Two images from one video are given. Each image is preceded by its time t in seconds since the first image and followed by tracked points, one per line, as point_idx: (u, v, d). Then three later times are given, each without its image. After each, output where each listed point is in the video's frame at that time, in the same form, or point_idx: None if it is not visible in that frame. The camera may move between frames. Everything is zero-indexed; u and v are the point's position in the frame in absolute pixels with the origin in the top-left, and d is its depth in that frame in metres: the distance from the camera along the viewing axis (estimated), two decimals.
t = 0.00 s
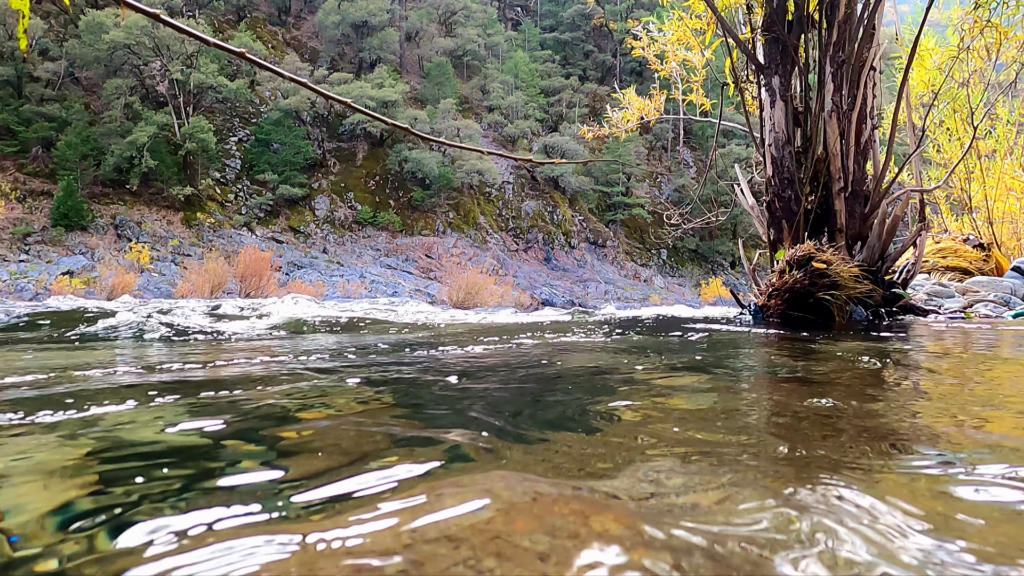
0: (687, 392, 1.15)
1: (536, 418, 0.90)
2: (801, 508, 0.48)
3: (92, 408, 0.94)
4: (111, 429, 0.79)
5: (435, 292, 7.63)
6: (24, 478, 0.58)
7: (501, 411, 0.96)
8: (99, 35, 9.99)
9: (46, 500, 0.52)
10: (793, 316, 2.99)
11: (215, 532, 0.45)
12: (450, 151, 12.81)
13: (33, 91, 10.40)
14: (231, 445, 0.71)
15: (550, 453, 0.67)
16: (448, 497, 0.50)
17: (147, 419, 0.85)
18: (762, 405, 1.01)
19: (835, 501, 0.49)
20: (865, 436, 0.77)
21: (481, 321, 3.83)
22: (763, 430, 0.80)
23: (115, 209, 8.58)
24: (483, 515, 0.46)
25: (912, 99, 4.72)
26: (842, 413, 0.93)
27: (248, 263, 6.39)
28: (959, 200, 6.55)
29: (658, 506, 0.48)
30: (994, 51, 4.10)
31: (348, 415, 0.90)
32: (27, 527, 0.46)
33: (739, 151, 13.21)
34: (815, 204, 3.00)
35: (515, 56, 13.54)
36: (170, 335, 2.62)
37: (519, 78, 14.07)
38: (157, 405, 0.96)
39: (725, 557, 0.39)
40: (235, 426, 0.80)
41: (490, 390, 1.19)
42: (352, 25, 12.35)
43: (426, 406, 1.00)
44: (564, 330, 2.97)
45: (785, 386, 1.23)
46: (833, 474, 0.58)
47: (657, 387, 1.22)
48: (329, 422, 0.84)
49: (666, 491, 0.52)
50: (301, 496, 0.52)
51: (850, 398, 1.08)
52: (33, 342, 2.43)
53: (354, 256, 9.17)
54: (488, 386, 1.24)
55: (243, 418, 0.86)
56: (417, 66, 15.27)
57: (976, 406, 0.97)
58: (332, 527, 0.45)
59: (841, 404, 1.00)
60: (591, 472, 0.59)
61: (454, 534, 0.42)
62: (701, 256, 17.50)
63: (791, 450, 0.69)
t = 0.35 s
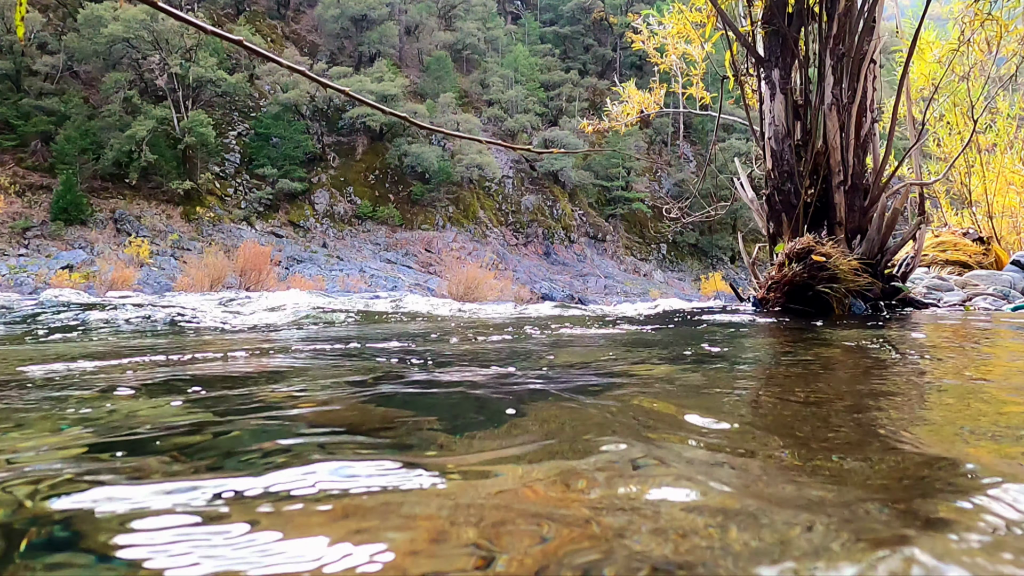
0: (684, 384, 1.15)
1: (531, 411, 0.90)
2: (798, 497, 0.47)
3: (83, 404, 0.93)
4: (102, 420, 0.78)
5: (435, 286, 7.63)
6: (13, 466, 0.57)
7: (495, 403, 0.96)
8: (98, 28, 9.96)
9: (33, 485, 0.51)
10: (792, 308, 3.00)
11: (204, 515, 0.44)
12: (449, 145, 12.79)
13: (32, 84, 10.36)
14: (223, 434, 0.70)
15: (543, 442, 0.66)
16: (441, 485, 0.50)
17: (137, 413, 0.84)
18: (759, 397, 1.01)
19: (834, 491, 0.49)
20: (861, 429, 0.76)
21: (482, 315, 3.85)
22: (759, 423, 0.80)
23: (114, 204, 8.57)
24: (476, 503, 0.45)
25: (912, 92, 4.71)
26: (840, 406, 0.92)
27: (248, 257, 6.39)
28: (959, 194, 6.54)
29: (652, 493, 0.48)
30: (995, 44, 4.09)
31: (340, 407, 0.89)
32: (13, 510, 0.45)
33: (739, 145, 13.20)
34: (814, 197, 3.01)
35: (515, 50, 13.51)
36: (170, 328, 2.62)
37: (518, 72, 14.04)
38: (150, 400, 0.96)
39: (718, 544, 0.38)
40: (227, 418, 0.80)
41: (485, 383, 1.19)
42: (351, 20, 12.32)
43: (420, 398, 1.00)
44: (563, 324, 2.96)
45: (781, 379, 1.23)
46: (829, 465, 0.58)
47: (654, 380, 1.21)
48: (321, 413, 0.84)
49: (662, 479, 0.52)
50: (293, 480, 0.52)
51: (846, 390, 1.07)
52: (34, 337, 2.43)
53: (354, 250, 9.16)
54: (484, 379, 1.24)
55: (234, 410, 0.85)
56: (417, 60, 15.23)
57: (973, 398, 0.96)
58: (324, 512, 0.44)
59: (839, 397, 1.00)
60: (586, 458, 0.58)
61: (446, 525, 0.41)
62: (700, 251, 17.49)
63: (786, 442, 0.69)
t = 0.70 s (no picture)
0: (682, 381, 1.15)
1: (528, 407, 0.89)
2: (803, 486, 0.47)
3: (81, 403, 0.93)
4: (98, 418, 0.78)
5: (436, 283, 7.63)
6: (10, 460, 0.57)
7: (493, 401, 0.96)
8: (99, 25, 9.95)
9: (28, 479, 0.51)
10: (793, 306, 2.97)
11: (200, 502, 0.44)
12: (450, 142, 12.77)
13: (33, 81, 10.35)
14: (220, 429, 0.70)
15: (541, 433, 0.66)
16: (443, 472, 0.50)
17: (135, 411, 0.84)
18: (759, 395, 1.01)
19: (839, 480, 0.48)
20: (861, 426, 0.76)
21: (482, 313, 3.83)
22: (761, 420, 0.79)
23: (115, 201, 8.56)
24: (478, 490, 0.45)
25: (913, 89, 4.69)
26: (842, 403, 0.92)
27: (249, 254, 6.39)
28: (960, 191, 6.53)
29: (654, 485, 0.47)
30: (996, 41, 4.08)
31: (339, 402, 0.90)
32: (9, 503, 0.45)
33: (740, 142, 13.20)
34: (815, 193, 3.00)
35: (516, 46, 13.47)
36: (169, 326, 2.61)
37: (520, 68, 14.01)
38: (148, 399, 0.96)
39: (723, 532, 0.38)
40: (225, 414, 0.80)
41: (483, 380, 1.18)
42: (352, 16, 12.29)
43: (419, 394, 1.00)
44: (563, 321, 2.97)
45: (780, 375, 1.23)
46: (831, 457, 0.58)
47: (652, 377, 1.21)
48: (318, 407, 0.84)
49: (665, 469, 0.51)
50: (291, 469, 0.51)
51: (847, 386, 1.07)
52: (33, 334, 2.41)
53: (354, 247, 9.15)
54: (483, 376, 1.24)
55: (231, 407, 0.85)
56: (418, 57, 15.21)
57: (973, 395, 0.96)
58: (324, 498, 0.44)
59: (842, 394, 0.99)
60: (586, 450, 0.58)
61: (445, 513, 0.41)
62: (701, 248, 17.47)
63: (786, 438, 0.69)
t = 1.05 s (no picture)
0: (688, 383, 1.14)
1: (534, 411, 0.89)
2: (809, 507, 0.47)
3: (85, 408, 0.93)
4: (106, 433, 0.78)
5: (438, 283, 7.64)
6: (17, 494, 0.56)
7: (499, 403, 0.95)
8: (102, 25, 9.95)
9: (39, 518, 0.50)
10: (796, 307, 2.95)
11: (219, 549, 0.43)
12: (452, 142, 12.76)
13: (36, 81, 10.37)
14: (228, 449, 0.70)
15: (547, 452, 0.66)
16: (454, 508, 0.49)
17: (141, 422, 0.84)
18: (768, 395, 1.00)
19: (853, 502, 0.48)
20: (872, 426, 0.76)
21: (484, 313, 3.81)
22: (766, 422, 0.79)
23: (118, 200, 8.57)
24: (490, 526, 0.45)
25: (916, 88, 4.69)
26: (851, 404, 0.92)
27: (251, 254, 6.40)
28: (963, 190, 6.53)
29: (664, 508, 0.47)
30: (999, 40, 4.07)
31: (344, 410, 0.89)
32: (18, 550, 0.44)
33: (743, 141, 13.19)
34: (818, 193, 2.98)
35: (519, 46, 13.47)
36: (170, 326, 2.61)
37: (522, 67, 14.00)
38: (157, 405, 0.95)
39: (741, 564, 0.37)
40: (234, 429, 0.79)
41: (489, 382, 1.18)
42: (355, 16, 12.28)
43: (424, 399, 0.99)
44: (566, 321, 2.95)
45: (786, 376, 1.23)
46: (840, 468, 0.58)
47: (658, 378, 1.20)
48: (326, 420, 0.83)
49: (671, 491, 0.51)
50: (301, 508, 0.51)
51: (854, 387, 1.07)
52: (33, 334, 2.40)
53: (357, 247, 9.15)
54: (489, 378, 1.23)
55: (242, 418, 0.85)
56: (420, 56, 15.21)
57: (979, 395, 0.96)
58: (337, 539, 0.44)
59: (846, 395, 0.99)
60: (594, 470, 0.58)
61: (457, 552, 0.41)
62: (704, 247, 17.46)
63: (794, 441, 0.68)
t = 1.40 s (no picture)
0: (692, 382, 1.14)
1: (539, 411, 0.89)
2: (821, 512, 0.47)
3: (94, 408, 0.93)
4: (116, 432, 0.78)
5: (441, 283, 7.64)
6: (28, 495, 0.56)
7: (503, 403, 0.95)
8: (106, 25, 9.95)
9: (53, 521, 0.50)
10: (799, 307, 2.94)
11: (234, 554, 0.43)
12: (455, 142, 12.77)
13: (40, 81, 10.40)
14: (234, 449, 0.70)
15: (553, 453, 0.66)
16: (461, 514, 0.49)
17: (150, 421, 0.84)
18: (773, 394, 1.00)
19: (863, 505, 0.48)
20: (876, 425, 0.76)
21: (487, 313, 3.80)
22: (773, 422, 0.78)
23: (122, 200, 8.59)
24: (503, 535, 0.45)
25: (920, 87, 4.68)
26: (858, 403, 0.91)
27: (255, 254, 6.40)
28: (968, 190, 6.51)
29: (675, 519, 0.47)
30: (1003, 39, 4.06)
31: (351, 411, 0.89)
32: (34, 554, 0.45)
33: (746, 141, 13.18)
34: (821, 193, 2.97)
35: (522, 46, 13.46)
36: (174, 326, 2.60)
37: (525, 68, 13.99)
38: (165, 404, 0.96)
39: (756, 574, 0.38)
40: (242, 428, 0.80)
41: (492, 381, 1.18)
42: (358, 16, 12.27)
43: (428, 399, 0.99)
44: (570, 321, 2.95)
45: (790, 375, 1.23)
46: (848, 467, 0.58)
47: (663, 378, 1.20)
48: (333, 421, 0.84)
49: (681, 499, 0.51)
50: (313, 514, 0.51)
51: (859, 387, 1.07)
52: (38, 334, 2.40)
53: (360, 247, 9.16)
54: (493, 377, 1.23)
55: (249, 417, 0.85)
56: (423, 56, 15.21)
57: (984, 394, 0.96)
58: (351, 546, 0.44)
59: (852, 395, 0.98)
60: (602, 476, 0.58)
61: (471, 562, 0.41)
62: (707, 247, 17.42)
63: (799, 441, 0.69)
